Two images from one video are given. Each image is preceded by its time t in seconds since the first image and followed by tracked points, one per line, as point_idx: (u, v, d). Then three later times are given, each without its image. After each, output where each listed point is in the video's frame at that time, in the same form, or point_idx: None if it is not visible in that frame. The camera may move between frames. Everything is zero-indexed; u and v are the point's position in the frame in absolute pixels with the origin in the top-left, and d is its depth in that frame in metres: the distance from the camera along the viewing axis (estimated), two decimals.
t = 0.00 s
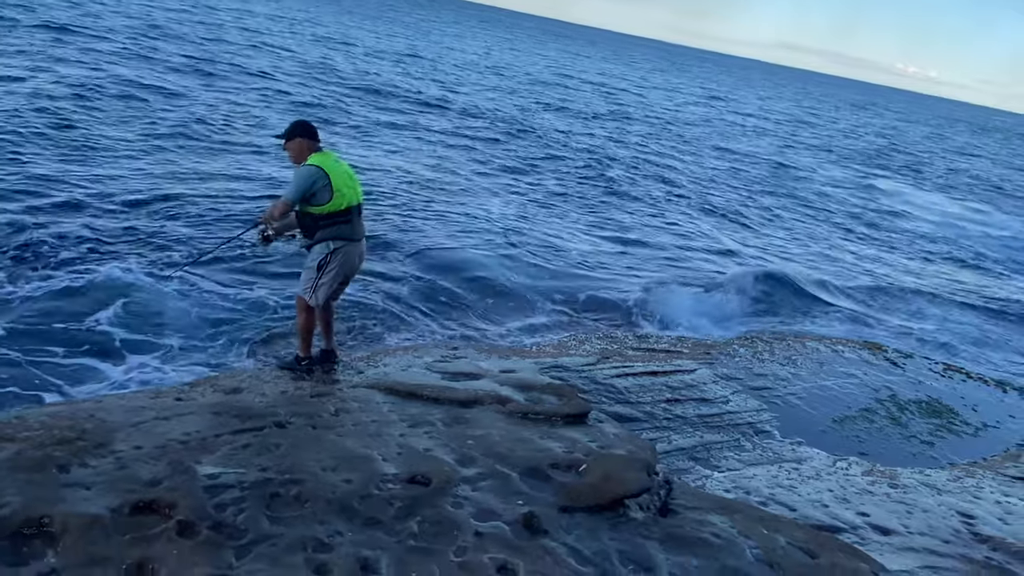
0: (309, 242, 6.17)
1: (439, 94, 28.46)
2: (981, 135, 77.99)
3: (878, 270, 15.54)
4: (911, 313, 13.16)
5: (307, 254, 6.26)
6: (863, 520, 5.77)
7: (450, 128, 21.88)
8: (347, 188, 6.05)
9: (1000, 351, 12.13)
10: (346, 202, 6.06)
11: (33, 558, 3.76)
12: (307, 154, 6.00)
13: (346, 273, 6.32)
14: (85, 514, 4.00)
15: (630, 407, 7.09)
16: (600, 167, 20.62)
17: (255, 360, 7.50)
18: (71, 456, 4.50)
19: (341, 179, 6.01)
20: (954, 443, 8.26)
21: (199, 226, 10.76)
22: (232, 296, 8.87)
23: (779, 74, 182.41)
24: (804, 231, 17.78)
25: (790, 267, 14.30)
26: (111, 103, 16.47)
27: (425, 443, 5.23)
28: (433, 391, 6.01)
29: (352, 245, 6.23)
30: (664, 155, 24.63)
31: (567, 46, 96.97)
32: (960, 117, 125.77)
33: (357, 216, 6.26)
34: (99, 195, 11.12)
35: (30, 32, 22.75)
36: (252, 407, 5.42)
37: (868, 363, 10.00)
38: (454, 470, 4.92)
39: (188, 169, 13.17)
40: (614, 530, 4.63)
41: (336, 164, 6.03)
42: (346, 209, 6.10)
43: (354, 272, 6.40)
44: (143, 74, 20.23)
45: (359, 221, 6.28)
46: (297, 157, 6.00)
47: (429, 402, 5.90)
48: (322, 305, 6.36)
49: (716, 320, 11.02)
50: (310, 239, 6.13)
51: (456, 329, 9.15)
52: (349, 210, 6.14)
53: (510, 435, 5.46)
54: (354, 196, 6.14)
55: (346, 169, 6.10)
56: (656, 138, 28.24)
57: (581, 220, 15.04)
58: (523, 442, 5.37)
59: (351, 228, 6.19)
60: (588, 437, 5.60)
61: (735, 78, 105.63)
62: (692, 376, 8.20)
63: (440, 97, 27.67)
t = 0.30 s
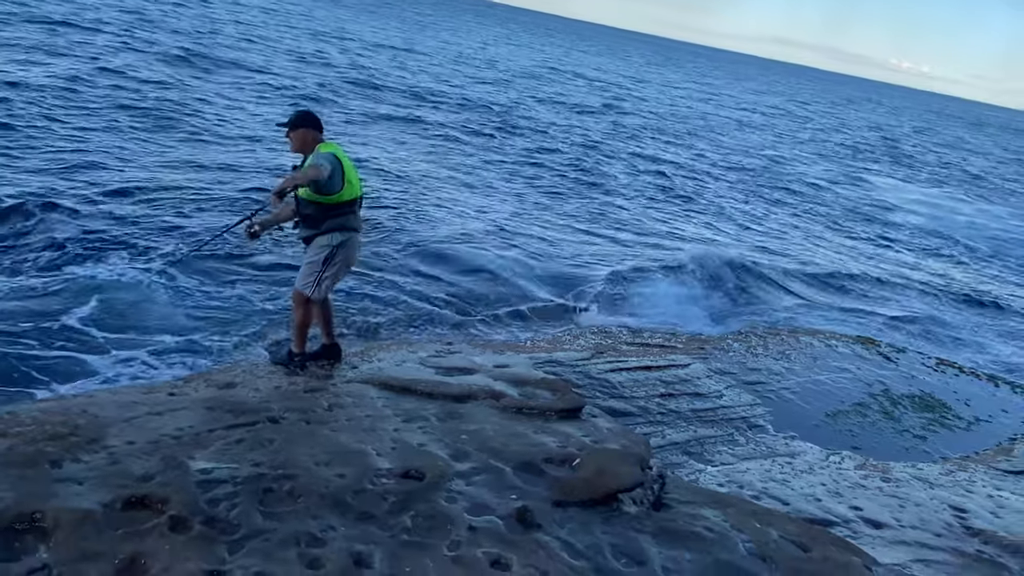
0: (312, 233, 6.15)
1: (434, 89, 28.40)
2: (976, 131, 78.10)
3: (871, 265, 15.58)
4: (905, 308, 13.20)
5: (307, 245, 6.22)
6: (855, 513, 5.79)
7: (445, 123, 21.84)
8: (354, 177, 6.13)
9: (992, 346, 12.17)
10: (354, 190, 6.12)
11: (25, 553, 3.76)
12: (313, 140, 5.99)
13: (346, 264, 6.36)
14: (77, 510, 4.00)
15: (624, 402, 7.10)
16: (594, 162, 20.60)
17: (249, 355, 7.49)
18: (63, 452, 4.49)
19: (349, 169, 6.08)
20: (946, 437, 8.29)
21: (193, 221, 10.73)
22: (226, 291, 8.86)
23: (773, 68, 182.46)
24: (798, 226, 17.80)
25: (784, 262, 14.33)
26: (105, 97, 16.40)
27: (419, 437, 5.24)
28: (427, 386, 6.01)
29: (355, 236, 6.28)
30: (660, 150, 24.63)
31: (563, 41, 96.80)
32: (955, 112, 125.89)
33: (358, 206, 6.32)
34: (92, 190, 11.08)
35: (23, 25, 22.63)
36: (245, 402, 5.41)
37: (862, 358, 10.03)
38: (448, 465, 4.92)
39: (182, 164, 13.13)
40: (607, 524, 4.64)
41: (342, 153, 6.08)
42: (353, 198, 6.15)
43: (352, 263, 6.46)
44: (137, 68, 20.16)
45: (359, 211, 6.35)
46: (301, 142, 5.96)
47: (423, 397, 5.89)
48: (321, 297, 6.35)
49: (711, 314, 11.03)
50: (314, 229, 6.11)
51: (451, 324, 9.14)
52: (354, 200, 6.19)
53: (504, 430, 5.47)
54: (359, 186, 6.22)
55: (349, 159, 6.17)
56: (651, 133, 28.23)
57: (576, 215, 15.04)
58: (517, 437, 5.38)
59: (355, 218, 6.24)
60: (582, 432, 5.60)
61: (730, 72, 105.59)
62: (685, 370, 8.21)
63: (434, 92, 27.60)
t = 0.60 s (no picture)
0: (322, 233, 6.13)
1: (429, 87, 28.37)
2: (970, 126, 78.26)
3: (867, 260, 15.61)
4: (900, 304, 13.22)
5: (316, 245, 6.19)
6: (850, 509, 5.80)
7: (440, 121, 21.82)
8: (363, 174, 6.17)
9: (987, 341, 12.20)
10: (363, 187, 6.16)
11: (19, 553, 3.74)
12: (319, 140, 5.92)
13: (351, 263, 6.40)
14: (71, 510, 3.99)
15: (620, 399, 7.10)
16: (590, 159, 20.60)
17: (245, 355, 7.48)
18: (57, 451, 4.47)
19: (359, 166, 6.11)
20: (941, 432, 8.31)
21: (188, 219, 10.70)
22: (221, 289, 8.84)
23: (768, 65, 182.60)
24: (793, 222, 17.83)
25: (780, 257, 14.35)
26: (98, 96, 16.34)
27: (414, 436, 5.23)
28: (423, 385, 6.00)
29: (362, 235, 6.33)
30: (655, 147, 24.63)
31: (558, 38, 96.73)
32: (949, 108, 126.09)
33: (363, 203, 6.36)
34: (86, 189, 11.05)
35: (16, 23, 22.54)
36: (240, 401, 5.40)
37: (857, 353, 10.05)
38: (444, 463, 4.92)
39: (176, 163, 13.09)
40: (602, 521, 4.65)
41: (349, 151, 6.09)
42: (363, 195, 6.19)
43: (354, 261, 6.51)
44: (131, 66, 20.09)
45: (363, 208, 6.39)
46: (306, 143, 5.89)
47: (418, 395, 5.89)
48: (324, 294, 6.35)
49: (706, 311, 11.04)
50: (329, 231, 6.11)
51: (446, 322, 9.13)
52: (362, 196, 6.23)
53: (500, 428, 5.46)
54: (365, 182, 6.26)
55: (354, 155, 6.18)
56: (646, 130, 28.23)
57: (571, 212, 15.03)
58: (512, 434, 5.38)
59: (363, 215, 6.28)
60: (577, 429, 5.61)
61: (725, 69, 105.66)
62: (681, 367, 8.22)
63: (430, 90, 27.57)
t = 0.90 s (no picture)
0: (331, 239, 6.15)
1: (427, 88, 28.37)
2: (968, 123, 78.26)
3: (865, 258, 15.61)
4: (900, 301, 13.21)
5: (325, 251, 6.20)
6: (852, 506, 5.80)
7: (438, 122, 21.80)
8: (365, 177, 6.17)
9: (987, 337, 12.19)
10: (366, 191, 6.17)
11: (19, 559, 3.74)
12: (322, 149, 5.86)
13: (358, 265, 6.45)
14: (71, 515, 3.98)
15: (620, 398, 7.10)
16: (588, 159, 20.60)
17: (244, 358, 7.47)
18: (56, 457, 4.47)
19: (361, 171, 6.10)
20: (942, 429, 8.30)
21: (187, 224, 10.69)
22: (220, 294, 8.83)
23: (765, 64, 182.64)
24: (791, 220, 17.83)
25: (778, 255, 14.35)
26: (96, 101, 16.33)
27: (414, 437, 5.23)
28: (423, 386, 6.00)
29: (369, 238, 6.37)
30: (654, 147, 24.62)
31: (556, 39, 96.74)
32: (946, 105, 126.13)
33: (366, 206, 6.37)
34: (85, 194, 11.05)
35: (12, 29, 22.51)
36: (240, 404, 5.39)
37: (857, 351, 10.05)
38: (444, 465, 4.92)
39: (174, 167, 13.08)
40: (604, 521, 4.64)
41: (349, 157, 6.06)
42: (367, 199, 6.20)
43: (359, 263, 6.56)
44: (128, 71, 20.07)
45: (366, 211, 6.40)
46: (309, 153, 5.82)
47: (418, 397, 5.89)
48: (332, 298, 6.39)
49: (705, 309, 11.03)
50: (339, 238, 6.12)
51: (445, 323, 9.12)
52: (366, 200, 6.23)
53: (500, 428, 5.46)
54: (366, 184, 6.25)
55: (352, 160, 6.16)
56: (644, 130, 28.25)
57: (569, 212, 15.02)
58: (512, 435, 5.37)
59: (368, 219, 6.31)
60: (577, 429, 5.60)
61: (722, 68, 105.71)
62: (681, 366, 8.21)
63: (427, 91, 27.58)
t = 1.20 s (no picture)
0: (337, 253, 6.07)
1: (428, 93, 28.42)
2: (970, 122, 78.13)
3: (868, 257, 15.59)
4: (904, 301, 13.18)
5: (330, 265, 6.13)
6: (857, 507, 5.79)
7: (440, 127, 21.84)
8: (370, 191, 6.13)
9: (991, 336, 12.16)
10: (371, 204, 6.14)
11: (24, 570, 3.74)
12: (331, 162, 5.78)
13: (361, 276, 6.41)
14: (76, 524, 3.99)
15: (624, 401, 7.09)
16: (590, 162, 20.62)
17: (247, 365, 7.48)
18: (61, 466, 4.47)
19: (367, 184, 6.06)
20: (948, 428, 8.28)
21: (190, 232, 10.72)
22: (223, 301, 8.85)
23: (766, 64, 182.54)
24: (794, 220, 17.82)
25: (781, 257, 14.35)
26: (98, 110, 16.38)
27: (419, 443, 5.23)
28: (427, 391, 6.00)
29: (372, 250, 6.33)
30: (655, 149, 24.64)
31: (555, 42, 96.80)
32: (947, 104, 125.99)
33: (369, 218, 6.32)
34: (88, 203, 11.09)
35: (14, 39, 22.61)
36: (244, 412, 5.39)
37: (861, 350, 10.03)
38: (448, 470, 4.91)
39: (176, 175, 13.12)
40: (609, 524, 4.63)
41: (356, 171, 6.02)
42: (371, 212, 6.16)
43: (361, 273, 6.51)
44: (130, 80, 20.14)
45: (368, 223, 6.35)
46: (318, 166, 5.75)
47: (421, 402, 5.88)
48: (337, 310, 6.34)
49: (708, 311, 11.03)
50: (344, 252, 6.05)
51: (448, 327, 9.13)
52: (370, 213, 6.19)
53: (504, 433, 5.46)
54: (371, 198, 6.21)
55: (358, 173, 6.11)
56: (645, 132, 28.27)
57: (570, 215, 15.04)
58: (517, 439, 5.36)
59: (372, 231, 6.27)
60: (581, 432, 5.60)
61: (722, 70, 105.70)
62: (685, 367, 8.21)
63: (428, 96, 27.63)
